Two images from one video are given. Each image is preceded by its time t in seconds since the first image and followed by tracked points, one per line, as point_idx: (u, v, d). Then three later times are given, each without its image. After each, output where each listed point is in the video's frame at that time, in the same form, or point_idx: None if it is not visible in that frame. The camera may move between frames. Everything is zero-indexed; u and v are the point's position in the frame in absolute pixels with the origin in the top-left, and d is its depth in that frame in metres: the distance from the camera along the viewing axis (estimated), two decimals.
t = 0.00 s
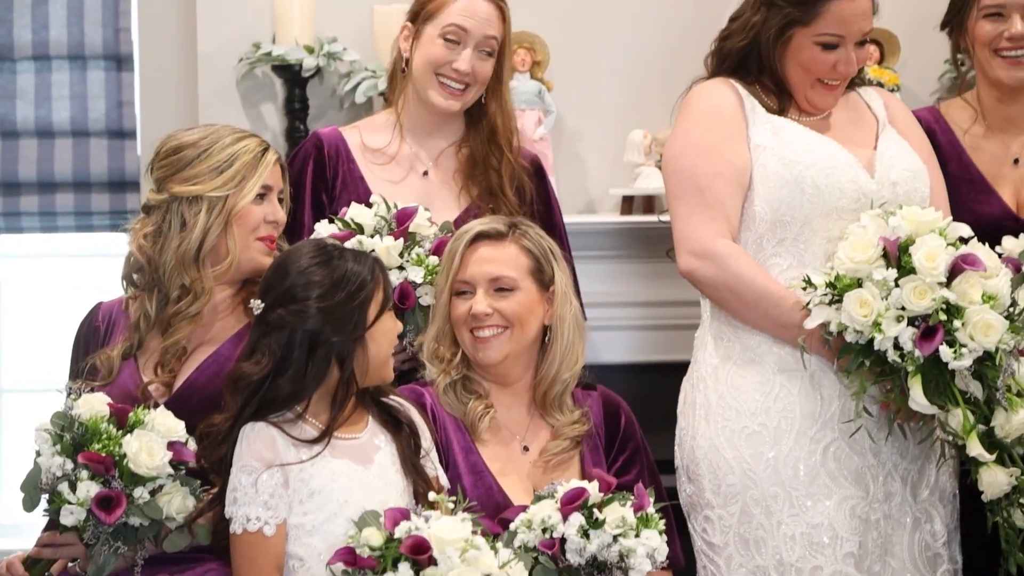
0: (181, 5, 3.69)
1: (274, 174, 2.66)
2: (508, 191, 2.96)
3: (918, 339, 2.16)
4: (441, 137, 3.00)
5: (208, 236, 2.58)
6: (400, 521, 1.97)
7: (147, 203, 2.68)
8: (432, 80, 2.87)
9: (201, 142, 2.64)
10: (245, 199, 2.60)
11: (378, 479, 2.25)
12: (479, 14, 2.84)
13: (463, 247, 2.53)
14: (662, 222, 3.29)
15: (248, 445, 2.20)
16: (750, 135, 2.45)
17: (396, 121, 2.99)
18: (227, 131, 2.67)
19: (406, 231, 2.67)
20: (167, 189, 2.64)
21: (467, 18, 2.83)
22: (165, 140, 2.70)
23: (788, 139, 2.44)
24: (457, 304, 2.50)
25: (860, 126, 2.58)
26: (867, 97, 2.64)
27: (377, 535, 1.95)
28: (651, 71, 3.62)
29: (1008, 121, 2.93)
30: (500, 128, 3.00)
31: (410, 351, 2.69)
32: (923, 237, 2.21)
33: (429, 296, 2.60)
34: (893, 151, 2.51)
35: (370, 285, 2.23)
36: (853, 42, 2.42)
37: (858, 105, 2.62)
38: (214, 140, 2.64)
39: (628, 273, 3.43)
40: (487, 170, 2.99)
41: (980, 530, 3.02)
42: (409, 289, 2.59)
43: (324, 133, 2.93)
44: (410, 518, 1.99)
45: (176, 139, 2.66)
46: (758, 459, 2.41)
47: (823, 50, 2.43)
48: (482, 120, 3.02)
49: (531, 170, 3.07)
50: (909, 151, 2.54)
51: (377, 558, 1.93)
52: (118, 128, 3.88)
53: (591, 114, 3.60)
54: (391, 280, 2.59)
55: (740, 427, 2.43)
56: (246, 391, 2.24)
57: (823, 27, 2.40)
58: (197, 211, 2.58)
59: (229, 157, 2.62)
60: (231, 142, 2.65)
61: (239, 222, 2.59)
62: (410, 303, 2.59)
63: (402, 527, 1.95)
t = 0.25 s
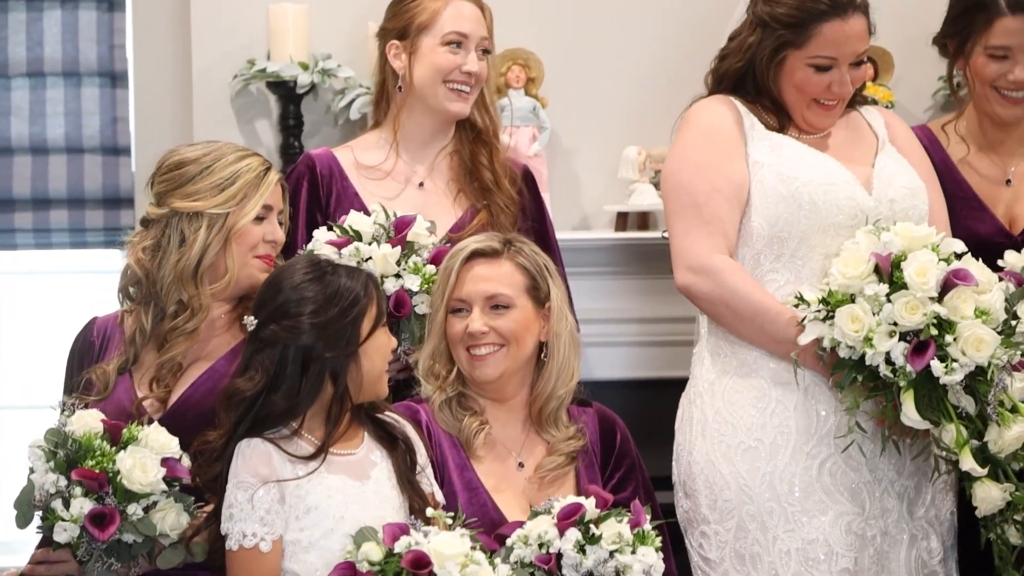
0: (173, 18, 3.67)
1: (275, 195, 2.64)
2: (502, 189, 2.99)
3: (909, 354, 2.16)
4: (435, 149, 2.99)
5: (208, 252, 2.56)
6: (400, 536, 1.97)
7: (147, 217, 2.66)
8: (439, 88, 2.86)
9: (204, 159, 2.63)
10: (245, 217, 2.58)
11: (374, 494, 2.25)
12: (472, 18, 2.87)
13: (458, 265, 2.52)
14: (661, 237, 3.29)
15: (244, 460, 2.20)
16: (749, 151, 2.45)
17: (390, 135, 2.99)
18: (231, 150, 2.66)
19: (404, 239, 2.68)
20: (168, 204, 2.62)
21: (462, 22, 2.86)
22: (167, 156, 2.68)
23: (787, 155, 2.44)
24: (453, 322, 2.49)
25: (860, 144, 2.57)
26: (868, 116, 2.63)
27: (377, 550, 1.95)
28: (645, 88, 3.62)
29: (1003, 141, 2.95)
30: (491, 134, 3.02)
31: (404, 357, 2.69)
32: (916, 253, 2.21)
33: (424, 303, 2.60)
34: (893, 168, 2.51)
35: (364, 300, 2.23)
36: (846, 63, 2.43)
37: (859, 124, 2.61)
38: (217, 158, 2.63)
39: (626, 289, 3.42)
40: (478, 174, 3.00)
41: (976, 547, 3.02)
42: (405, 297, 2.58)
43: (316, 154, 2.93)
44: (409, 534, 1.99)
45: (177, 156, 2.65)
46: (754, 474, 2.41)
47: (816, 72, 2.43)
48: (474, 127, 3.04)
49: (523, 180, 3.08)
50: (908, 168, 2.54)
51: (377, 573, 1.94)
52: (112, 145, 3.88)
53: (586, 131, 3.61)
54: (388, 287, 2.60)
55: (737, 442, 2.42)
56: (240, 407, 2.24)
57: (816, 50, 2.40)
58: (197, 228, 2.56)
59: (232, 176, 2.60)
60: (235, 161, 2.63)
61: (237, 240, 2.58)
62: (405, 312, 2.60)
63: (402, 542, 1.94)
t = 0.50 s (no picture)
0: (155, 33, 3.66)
1: (254, 209, 2.65)
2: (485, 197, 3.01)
3: (894, 372, 2.16)
4: (414, 163, 3.00)
5: (185, 269, 2.57)
6: (386, 550, 1.97)
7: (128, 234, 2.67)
8: (418, 105, 2.88)
9: (181, 175, 2.64)
10: (222, 233, 2.58)
11: (357, 511, 2.25)
12: (446, 35, 2.89)
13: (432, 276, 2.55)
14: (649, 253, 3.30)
15: (227, 476, 2.19)
16: (736, 166, 2.45)
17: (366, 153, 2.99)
18: (209, 165, 2.67)
19: (390, 239, 2.69)
20: (146, 221, 2.63)
21: (436, 39, 2.88)
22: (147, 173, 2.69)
23: (774, 171, 2.45)
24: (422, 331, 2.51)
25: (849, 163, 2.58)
26: (857, 133, 2.64)
27: (362, 563, 1.97)
28: (629, 104, 3.63)
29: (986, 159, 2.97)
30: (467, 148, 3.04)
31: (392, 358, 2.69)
32: (902, 270, 2.21)
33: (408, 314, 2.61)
34: (880, 186, 2.52)
35: (348, 317, 2.24)
36: (833, 71, 2.45)
37: (848, 141, 2.62)
38: (194, 173, 2.64)
39: (612, 305, 3.43)
40: (455, 187, 3.01)
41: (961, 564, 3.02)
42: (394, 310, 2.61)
43: (294, 173, 2.90)
44: (395, 548, 1.99)
45: (156, 172, 2.66)
46: (737, 489, 2.41)
47: (803, 81, 2.46)
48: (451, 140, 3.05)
49: (498, 192, 3.09)
50: (895, 186, 2.55)
51: None
52: (94, 161, 3.81)
53: (568, 146, 3.62)
54: (375, 284, 2.60)
55: (721, 457, 2.43)
56: (223, 423, 2.23)
57: (801, 58, 2.44)
58: (174, 245, 2.57)
59: (208, 192, 2.61)
60: (211, 175, 2.64)
61: (216, 254, 2.58)
62: (393, 307, 2.60)
63: (387, 556, 1.95)
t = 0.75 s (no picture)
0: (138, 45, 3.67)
1: (235, 220, 2.64)
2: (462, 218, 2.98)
3: (878, 391, 2.08)
4: (390, 176, 2.97)
5: (165, 281, 2.56)
6: (378, 559, 2.00)
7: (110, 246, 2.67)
8: (368, 128, 2.83)
9: (162, 187, 2.63)
10: (202, 244, 2.57)
11: (342, 521, 2.25)
12: (404, 63, 2.80)
13: (416, 290, 2.56)
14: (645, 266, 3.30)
15: (211, 484, 2.19)
16: (729, 177, 2.40)
17: (341, 167, 2.97)
18: (189, 176, 2.66)
19: (381, 251, 2.70)
20: (128, 232, 2.62)
21: (391, 67, 2.80)
22: (129, 184, 2.68)
23: (767, 182, 2.39)
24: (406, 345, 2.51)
25: (845, 171, 2.50)
26: (856, 143, 2.56)
27: (354, 570, 1.98)
28: (611, 115, 3.63)
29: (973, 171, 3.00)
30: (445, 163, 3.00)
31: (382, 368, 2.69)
32: (888, 288, 2.13)
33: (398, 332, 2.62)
34: (874, 199, 2.43)
35: (333, 328, 2.25)
36: (790, 66, 2.41)
37: (844, 149, 2.55)
38: (175, 184, 2.63)
39: (599, 317, 3.44)
40: (437, 202, 2.99)
41: None
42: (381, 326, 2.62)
43: (275, 185, 2.90)
44: (385, 557, 2.01)
45: (139, 183, 2.65)
46: (718, 501, 2.42)
47: (763, 79, 2.44)
48: (429, 156, 3.01)
49: (479, 204, 3.09)
50: (892, 200, 2.45)
51: None
52: (76, 172, 3.89)
53: (551, 159, 3.62)
54: (367, 296, 2.59)
55: (703, 469, 2.43)
56: (208, 433, 2.24)
57: (756, 55, 2.43)
58: (155, 256, 2.56)
59: (189, 203, 2.60)
60: (192, 187, 2.63)
61: (197, 265, 2.57)
62: (383, 319, 2.59)
63: (380, 563, 1.97)
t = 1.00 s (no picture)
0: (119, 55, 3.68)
1: (222, 230, 2.65)
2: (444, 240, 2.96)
3: (861, 407, 2.08)
4: (370, 189, 2.98)
5: (152, 288, 2.57)
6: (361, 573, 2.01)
7: (96, 254, 2.67)
8: (339, 141, 2.84)
9: (150, 196, 2.64)
10: (190, 251, 2.59)
11: (322, 531, 2.25)
12: (373, 79, 2.81)
13: (401, 296, 2.57)
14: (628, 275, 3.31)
15: (191, 494, 2.19)
16: (716, 187, 2.41)
17: (324, 177, 2.98)
18: (178, 185, 2.67)
19: (372, 272, 2.70)
20: (114, 240, 2.63)
21: (359, 83, 2.80)
22: (115, 192, 2.69)
23: (754, 194, 2.39)
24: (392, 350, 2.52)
25: (834, 185, 2.50)
26: (844, 153, 2.58)
27: None
28: (592, 124, 3.65)
29: (951, 183, 3.07)
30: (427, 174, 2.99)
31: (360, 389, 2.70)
32: (875, 304, 2.12)
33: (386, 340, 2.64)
34: (862, 212, 2.43)
35: (312, 337, 2.26)
36: (738, 68, 2.45)
37: (833, 165, 2.55)
38: (162, 194, 2.64)
39: (581, 326, 3.45)
40: (423, 217, 2.98)
41: None
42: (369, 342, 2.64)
43: (260, 193, 2.90)
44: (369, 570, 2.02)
45: (126, 192, 2.66)
46: (697, 511, 2.43)
47: (719, 82, 2.48)
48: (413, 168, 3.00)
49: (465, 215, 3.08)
50: (879, 212, 2.46)
51: None
52: (56, 181, 3.80)
53: (532, 168, 3.64)
54: (351, 318, 2.63)
55: (683, 478, 2.45)
56: (187, 446, 2.23)
57: (708, 59, 2.48)
58: (142, 264, 2.57)
59: (176, 211, 2.61)
60: (180, 197, 2.64)
61: (182, 273, 2.58)
62: (368, 341, 2.63)
63: None
